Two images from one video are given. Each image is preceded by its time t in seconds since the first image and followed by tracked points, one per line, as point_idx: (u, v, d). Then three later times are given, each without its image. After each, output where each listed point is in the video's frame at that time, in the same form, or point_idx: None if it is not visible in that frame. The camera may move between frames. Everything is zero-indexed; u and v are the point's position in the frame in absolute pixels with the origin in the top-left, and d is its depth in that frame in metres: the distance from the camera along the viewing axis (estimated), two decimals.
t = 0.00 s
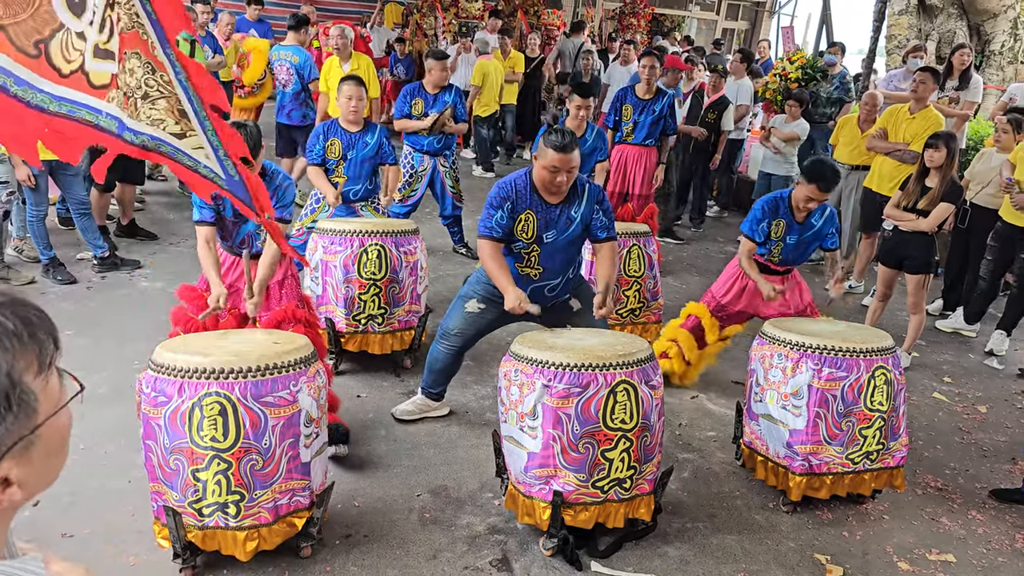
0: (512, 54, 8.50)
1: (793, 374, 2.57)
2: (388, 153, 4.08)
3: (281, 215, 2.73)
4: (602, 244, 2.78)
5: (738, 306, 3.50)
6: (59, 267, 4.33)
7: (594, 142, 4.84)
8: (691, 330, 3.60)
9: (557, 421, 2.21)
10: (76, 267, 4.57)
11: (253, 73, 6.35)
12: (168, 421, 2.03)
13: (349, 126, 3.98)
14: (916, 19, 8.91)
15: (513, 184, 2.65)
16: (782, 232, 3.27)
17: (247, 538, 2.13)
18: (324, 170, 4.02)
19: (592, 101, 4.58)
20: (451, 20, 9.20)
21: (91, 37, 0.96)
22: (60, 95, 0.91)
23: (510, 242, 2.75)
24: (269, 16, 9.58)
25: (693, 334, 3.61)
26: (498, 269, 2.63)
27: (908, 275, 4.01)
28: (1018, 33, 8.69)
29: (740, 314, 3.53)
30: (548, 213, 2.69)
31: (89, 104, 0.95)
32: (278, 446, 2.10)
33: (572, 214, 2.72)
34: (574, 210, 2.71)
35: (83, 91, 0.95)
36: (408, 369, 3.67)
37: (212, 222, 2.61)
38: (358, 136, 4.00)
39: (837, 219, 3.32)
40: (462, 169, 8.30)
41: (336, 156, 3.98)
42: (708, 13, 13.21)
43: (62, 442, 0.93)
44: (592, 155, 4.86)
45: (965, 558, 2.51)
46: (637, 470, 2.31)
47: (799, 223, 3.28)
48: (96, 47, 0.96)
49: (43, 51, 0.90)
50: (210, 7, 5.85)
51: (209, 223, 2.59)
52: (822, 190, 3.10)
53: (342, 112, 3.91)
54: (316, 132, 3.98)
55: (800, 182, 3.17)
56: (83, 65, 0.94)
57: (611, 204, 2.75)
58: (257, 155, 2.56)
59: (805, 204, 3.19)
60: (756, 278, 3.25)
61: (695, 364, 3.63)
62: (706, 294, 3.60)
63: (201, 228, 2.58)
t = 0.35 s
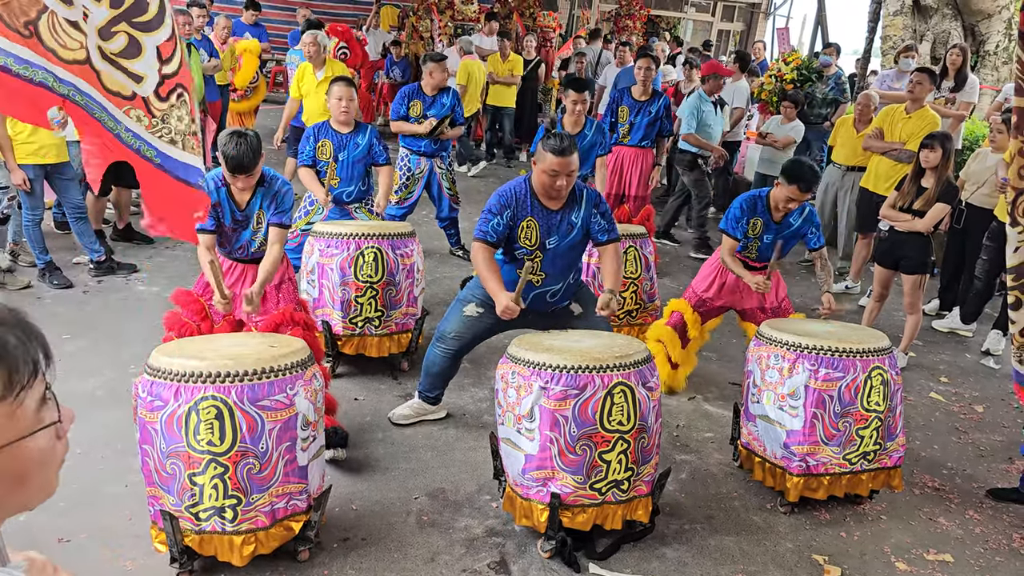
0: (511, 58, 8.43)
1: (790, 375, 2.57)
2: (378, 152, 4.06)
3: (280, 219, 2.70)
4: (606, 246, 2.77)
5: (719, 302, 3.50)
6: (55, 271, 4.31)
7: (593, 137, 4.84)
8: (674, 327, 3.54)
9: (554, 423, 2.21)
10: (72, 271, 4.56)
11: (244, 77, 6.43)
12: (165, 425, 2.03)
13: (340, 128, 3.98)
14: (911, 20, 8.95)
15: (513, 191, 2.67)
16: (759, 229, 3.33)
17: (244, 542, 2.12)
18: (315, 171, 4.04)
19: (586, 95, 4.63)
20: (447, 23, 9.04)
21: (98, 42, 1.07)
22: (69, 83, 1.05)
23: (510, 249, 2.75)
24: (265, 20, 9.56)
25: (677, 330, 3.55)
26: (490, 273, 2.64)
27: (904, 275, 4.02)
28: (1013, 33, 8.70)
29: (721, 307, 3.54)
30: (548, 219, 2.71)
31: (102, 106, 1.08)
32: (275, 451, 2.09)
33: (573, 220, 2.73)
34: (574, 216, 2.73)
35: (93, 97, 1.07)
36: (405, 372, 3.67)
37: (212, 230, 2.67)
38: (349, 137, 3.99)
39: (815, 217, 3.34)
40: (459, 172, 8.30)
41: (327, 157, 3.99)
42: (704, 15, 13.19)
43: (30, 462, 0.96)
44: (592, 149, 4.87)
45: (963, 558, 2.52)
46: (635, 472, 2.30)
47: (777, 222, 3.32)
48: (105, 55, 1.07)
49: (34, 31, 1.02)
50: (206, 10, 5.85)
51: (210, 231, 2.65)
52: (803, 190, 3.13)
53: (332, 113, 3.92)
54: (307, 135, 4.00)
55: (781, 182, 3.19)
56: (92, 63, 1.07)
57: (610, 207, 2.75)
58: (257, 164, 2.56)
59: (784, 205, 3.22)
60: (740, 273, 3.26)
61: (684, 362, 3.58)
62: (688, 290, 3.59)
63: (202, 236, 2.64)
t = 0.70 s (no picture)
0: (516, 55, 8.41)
1: (790, 372, 2.57)
2: (379, 163, 4.05)
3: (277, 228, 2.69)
4: (612, 253, 2.80)
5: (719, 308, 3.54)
6: (54, 271, 4.31)
7: (589, 147, 4.83)
8: (671, 326, 3.53)
9: (554, 420, 2.21)
10: (71, 271, 4.55)
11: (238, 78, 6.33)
12: (165, 424, 2.03)
13: (338, 138, 3.98)
14: (909, 16, 8.97)
15: (516, 203, 2.66)
16: (754, 245, 3.34)
17: (245, 541, 2.12)
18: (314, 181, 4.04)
19: (582, 107, 4.59)
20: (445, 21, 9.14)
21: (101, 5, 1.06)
22: (64, 60, 1.05)
23: (509, 256, 2.76)
24: (262, 18, 9.54)
25: (675, 327, 3.55)
26: (491, 279, 2.58)
27: (903, 271, 4.03)
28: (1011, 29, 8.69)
29: (718, 315, 3.57)
30: (548, 230, 2.70)
31: (102, 71, 1.08)
32: (275, 450, 2.09)
33: (574, 230, 2.73)
34: (576, 226, 2.73)
35: (92, 60, 1.07)
36: (405, 370, 3.67)
37: (209, 240, 2.65)
38: (347, 149, 3.99)
39: (810, 232, 3.34)
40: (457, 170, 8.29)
41: (325, 168, 3.99)
42: (701, 12, 13.14)
43: (59, 445, 0.93)
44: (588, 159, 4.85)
45: (963, 554, 2.52)
46: (635, 469, 2.31)
47: (771, 239, 3.33)
48: (105, 18, 1.07)
49: (32, 15, 1.01)
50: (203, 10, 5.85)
51: (207, 241, 2.64)
52: (793, 215, 3.15)
53: (332, 124, 3.92)
54: (307, 145, 4.01)
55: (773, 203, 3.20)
56: (91, 31, 1.06)
57: (614, 217, 2.77)
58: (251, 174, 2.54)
59: (775, 227, 3.24)
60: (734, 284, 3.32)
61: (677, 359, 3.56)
62: (690, 292, 3.62)
63: (198, 246, 2.63)
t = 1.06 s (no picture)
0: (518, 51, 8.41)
1: (790, 367, 2.57)
2: (377, 157, 4.09)
3: (278, 223, 2.67)
4: (603, 255, 2.79)
5: (718, 306, 3.52)
6: (52, 269, 4.30)
7: (586, 138, 4.83)
8: (670, 323, 3.53)
9: (555, 416, 2.21)
10: (70, 269, 4.54)
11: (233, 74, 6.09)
12: (165, 422, 2.03)
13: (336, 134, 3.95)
14: (907, 10, 8.96)
15: (507, 205, 2.66)
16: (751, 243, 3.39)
17: (246, 538, 2.12)
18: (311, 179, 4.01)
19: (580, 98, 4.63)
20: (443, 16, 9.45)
21: None
22: (70, 64, 1.06)
23: (500, 259, 2.76)
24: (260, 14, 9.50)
25: (673, 324, 3.54)
26: (486, 274, 2.62)
27: (902, 266, 4.03)
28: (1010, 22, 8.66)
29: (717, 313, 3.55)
30: (539, 232, 2.70)
31: (101, 67, 1.09)
32: (275, 447, 2.09)
33: (565, 233, 2.73)
34: (567, 229, 2.72)
35: (81, 56, 1.07)
36: (404, 366, 3.66)
37: (207, 234, 2.65)
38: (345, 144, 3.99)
39: (807, 230, 3.35)
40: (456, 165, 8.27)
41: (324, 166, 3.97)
42: (700, 6, 12.94)
43: (70, 445, 0.95)
44: (585, 151, 4.85)
45: (963, 547, 2.52)
46: (636, 465, 2.31)
47: (767, 236, 3.36)
48: (92, 12, 1.07)
49: (26, 16, 1.02)
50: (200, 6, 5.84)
51: (204, 235, 2.64)
52: (789, 211, 3.18)
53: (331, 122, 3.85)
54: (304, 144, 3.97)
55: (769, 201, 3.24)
56: (83, 28, 1.07)
57: (607, 220, 2.77)
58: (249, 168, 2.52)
59: (772, 223, 3.28)
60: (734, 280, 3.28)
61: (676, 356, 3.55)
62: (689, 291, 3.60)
63: (196, 240, 2.63)
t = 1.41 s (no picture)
0: (514, 47, 8.43)
1: (789, 363, 2.57)
2: (376, 155, 4.03)
3: (279, 228, 2.67)
4: (611, 252, 2.79)
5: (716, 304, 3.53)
6: (50, 266, 4.29)
7: (586, 136, 4.81)
8: (670, 321, 3.52)
9: (554, 413, 2.21)
10: (68, 266, 4.54)
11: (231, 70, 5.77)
12: (164, 419, 2.02)
13: (334, 133, 3.96)
14: (906, 6, 8.94)
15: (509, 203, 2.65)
16: (750, 241, 3.39)
17: (245, 536, 2.12)
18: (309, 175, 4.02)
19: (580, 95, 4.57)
20: (441, 12, 9.42)
21: None
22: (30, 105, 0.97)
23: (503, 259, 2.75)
24: (257, 10, 9.47)
25: (671, 322, 3.53)
26: (485, 273, 2.62)
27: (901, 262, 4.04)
28: (1008, 18, 8.63)
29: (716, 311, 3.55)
30: (542, 231, 2.70)
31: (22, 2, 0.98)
32: (275, 444, 2.09)
33: (568, 234, 2.73)
34: (570, 230, 2.72)
35: None
36: (403, 363, 3.66)
37: (207, 239, 2.65)
38: (343, 142, 3.97)
39: (806, 228, 3.36)
40: (454, 161, 8.25)
41: (321, 162, 3.98)
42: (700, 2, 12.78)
43: (73, 435, 0.95)
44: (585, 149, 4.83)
45: (962, 543, 2.53)
46: (635, 462, 2.31)
47: (765, 234, 3.38)
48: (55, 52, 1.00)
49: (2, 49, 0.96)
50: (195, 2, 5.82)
51: (203, 239, 2.63)
52: (790, 206, 3.17)
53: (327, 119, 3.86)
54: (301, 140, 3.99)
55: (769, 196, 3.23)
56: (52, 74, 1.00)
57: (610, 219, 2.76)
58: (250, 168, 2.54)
59: (773, 220, 3.27)
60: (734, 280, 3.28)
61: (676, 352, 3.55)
62: (686, 288, 3.60)
63: (196, 243, 2.62)
